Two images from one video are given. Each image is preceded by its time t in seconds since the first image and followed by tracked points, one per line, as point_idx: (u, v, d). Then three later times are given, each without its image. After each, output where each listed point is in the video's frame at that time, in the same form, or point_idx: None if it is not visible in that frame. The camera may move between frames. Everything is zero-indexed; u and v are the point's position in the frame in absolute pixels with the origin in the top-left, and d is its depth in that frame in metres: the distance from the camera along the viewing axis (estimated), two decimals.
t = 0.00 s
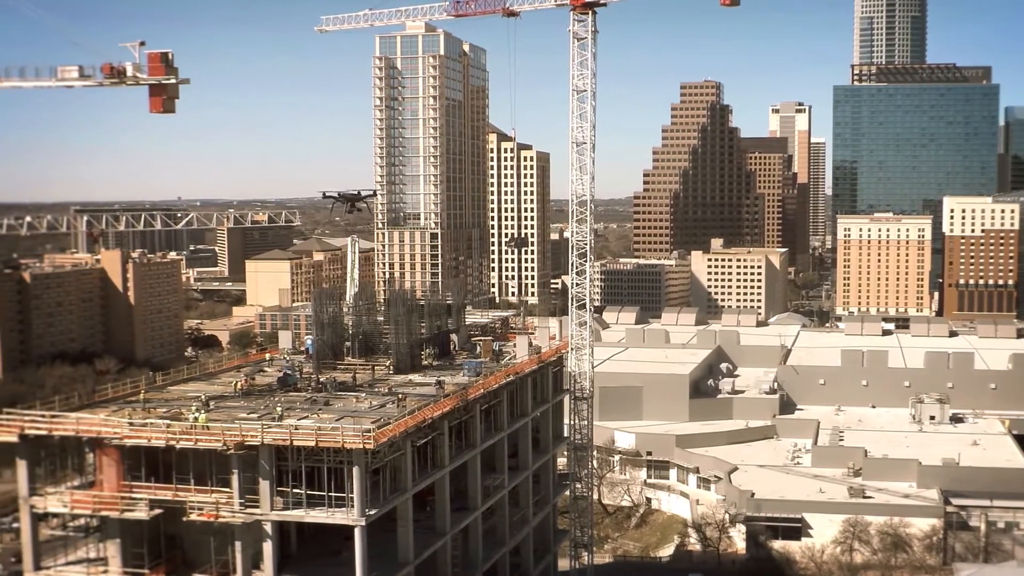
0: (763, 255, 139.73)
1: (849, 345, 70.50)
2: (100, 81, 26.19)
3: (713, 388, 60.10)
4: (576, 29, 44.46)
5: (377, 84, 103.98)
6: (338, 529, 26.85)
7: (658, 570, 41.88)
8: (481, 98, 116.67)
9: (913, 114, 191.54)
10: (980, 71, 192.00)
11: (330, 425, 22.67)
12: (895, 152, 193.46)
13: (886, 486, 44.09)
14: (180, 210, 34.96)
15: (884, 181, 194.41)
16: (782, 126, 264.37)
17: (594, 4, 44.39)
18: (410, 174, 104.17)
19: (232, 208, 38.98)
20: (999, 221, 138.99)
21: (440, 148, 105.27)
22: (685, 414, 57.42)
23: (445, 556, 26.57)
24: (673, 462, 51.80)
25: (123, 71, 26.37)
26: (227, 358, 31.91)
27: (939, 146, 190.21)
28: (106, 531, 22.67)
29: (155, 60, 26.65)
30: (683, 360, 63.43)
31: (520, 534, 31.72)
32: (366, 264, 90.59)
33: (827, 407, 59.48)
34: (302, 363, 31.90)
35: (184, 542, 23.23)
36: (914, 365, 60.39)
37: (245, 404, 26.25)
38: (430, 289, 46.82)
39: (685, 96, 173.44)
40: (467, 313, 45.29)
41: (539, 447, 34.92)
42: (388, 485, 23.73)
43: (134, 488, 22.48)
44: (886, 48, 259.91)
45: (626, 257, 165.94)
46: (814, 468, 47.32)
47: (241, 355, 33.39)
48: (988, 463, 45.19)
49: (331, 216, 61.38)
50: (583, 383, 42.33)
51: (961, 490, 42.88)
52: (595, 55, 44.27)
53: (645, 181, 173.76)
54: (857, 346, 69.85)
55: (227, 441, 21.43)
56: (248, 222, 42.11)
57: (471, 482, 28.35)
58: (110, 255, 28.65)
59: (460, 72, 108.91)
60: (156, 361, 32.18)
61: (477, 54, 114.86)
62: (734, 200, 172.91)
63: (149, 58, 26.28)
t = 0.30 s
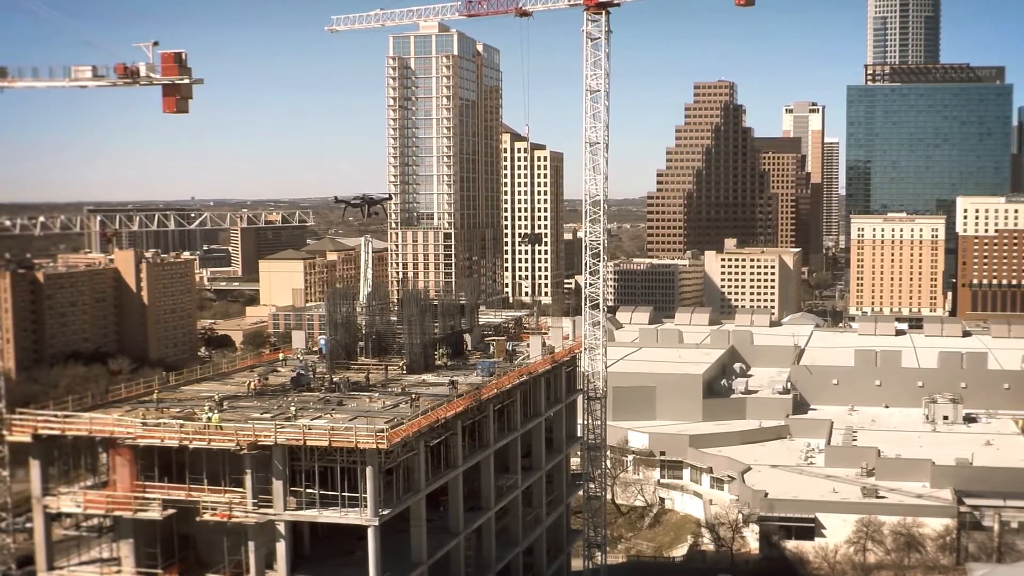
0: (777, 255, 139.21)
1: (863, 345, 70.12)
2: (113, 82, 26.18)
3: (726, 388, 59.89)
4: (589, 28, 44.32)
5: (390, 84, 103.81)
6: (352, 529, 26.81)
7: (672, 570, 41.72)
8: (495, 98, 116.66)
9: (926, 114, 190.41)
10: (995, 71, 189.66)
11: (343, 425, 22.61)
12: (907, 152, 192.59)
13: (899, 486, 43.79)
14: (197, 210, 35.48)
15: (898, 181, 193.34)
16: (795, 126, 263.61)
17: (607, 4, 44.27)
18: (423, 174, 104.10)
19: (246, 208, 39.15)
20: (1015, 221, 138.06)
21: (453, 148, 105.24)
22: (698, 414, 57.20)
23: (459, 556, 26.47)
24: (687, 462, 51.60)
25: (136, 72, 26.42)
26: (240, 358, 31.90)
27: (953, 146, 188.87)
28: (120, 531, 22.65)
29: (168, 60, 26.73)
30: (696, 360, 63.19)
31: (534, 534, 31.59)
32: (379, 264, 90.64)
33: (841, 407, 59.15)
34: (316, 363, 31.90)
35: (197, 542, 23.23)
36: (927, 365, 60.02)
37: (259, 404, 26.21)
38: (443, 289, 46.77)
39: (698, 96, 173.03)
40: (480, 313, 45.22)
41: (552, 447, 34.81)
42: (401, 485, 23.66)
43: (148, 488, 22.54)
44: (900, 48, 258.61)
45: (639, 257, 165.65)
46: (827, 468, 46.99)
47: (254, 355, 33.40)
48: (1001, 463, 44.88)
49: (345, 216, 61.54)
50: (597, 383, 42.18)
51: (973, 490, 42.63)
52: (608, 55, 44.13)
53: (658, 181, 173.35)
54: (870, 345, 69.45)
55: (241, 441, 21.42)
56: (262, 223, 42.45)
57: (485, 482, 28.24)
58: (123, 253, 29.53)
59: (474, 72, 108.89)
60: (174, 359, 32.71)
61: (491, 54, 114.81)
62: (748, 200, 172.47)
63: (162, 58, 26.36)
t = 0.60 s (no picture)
0: (791, 255, 138.70)
1: (876, 345, 69.75)
2: (127, 81, 26.25)
3: (740, 388, 59.68)
4: (603, 28, 44.13)
5: (404, 84, 103.82)
6: (365, 529, 26.78)
7: (686, 570, 41.57)
8: (508, 98, 116.64)
9: (938, 114, 189.47)
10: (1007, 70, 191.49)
11: (357, 425, 22.56)
12: (921, 152, 191.27)
13: (914, 486, 43.45)
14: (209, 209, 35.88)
15: (912, 181, 192.21)
16: (809, 126, 262.75)
17: (621, 4, 44.01)
18: (436, 174, 104.18)
19: (259, 209, 39.42)
20: None
21: (466, 148, 105.28)
22: (712, 414, 57.01)
23: (472, 556, 26.39)
24: (700, 462, 51.39)
25: (150, 72, 26.54)
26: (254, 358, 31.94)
27: (966, 146, 187.89)
28: (134, 531, 22.67)
29: (182, 61, 26.99)
30: (710, 360, 62.97)
31: (547, 534, 31.49)
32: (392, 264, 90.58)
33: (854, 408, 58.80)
34: (329, 363, 31.91)
35: (210, 542, 23.16)
36: (941, 365, 59.65)
37: (272, 405, 26.20)
38: (456, 289, 46.69)
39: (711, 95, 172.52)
40: (494, 313, 45.13)
41: (565, 447, 34.72)
42: (414, 486, 23.58)
43: (160, 488, 22.45)
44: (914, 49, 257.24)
45: (653, 257, 165.31)
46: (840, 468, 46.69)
47: (268, 355, 33.43)
48: (1015, 463, 44.57)
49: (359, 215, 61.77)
50: (610, 382, 42.00)
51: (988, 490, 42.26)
52: (622, 55, 43.96)
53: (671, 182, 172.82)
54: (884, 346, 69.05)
55: (254, 441, 21.37)
56: (275, 223, 42.72)
57: (498, 481, 28.18)
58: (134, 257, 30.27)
59: (487, 72, 108.91)
60: (188, 359, 33.20)
61: (504, 54, 114.75)
62: (761, 200, 171.95)
63: (176, 58, 26.53)
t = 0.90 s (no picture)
0: (804, 255, 138.19)
1: (890, 345, 69.36)
2: (140, 81, 26.31)
3: (753, 388, 59.45)
4: (617, 29, 43.97)
5: (418, 84, 103.78)
6: (378, 529, 26.74)
7: (700, 570, 41.39)
8: (522, 98, 116.59)
9: (952, 114, 187.59)
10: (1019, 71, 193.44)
11: (370, 425, 22.49)
12: (935, 152, 189.84)
13: (928, 486, 43.15)
14: (225, 210, 36.05)
15: (925, 181, 190.49)
16: (822, 126, 261.52)
17: (635, 4, 43.81)
18: (450, 174, 104.19)
19: (273, 209, 39.72)
20: None
21: (480, 148, 105.23)
22: (725, 414, 56.77)
23: (485, 556, 26.32)
24: (713, 461, 51.22)
25: (164, 72, 26.66)
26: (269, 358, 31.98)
27: (980, 146, 187.24)
28: (147, 530, 22.69)
29: (195, 61, 27.11)
30: (723, 360, 62.71)
31: (560, 534, 31.38)
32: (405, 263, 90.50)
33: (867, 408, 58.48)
34: (342, 363, 31.84)
35: (223, 542, 23.12)
36: (954, 365, 59.28)
37: (286, 405, 26.17)
38: (469, 289, 46.63)
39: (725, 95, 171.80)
40: (507, 313, 45.04)
41: (579, 447, 34.61)
42: (427, 486, 23.53)
43: (174, 488, 22.45)
44: (927, 49, 255.92)
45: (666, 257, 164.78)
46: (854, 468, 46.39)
47: (281, 355, 33.40)
48: None
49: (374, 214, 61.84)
50: (623, 383, 41.86)
51: (1003, 490, 41.90)
52: (636, 55, 43.80)
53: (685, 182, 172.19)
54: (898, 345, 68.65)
55: (267, 440, 21.33)
56: (288, 223, 43.07)
57: (511, 481, 28.11)
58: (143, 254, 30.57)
59: (501, 72, 108.87)
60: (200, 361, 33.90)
61: (518, 54, 114.67)
62: (775, 200, 171.36)
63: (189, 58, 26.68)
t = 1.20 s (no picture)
0: (818, 255, 137.52)
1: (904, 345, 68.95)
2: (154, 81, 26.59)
3: (767, 388, 59.22)
4: (629, 29, 43.79)
5: (430, 84, 103.55)
6: (391, 529, 26.70)
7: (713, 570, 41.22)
8: (535, 98, 116.43)
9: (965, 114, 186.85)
10: None
11: (383, 425, 22.43)
12: (948, 152, 188.72)
13: (940, 486, 42.91)
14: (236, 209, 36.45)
15: (938, 182, 189.71)
16: (836, 126, 260.30)
17: (647, 4, 43.60)
18: (463, 174, 104.30)
19: (286, 209, 40.07)
20: None
21: (493, 148, 105.19)
22: (739, 414, 56.56)
23: (499, 556, 26.24)
24: (727, 461, 51.06)
25: (177, 72, 26.94)
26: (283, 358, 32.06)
27: (992, 146, 185.60)
28: (160, 530, 22.71)
29: (208, 62, 27.58)
30: (737, 360, 62.45)
31: (574, 534, 31.29)
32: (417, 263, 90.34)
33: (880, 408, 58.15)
34: (356, 363, 31.80)
35: (237, 542, 23.10)
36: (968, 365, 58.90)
37: (298, 404, 26.15)
38: (481, 289, 46.56)
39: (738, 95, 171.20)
40: (519, 313, 44.94)
41: (592, 447, 34.48)
42: (441, 485, 23.46)
43: (187, 488, 22.42)
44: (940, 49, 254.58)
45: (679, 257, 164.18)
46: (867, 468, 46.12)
47: (295, 355, 33.41)
48: None
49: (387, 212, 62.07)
50: (637, 383, 41.72)
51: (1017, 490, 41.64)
52: (649, 55, 43.63)
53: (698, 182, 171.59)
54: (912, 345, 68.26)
55: (280, 440, 21.30)
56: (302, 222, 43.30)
57: (525, 481, 28.02)
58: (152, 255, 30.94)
59: (514, 72, 108.78)
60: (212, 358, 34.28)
61: (531, 54, 114.50)
62: (788, 200, 170.73)
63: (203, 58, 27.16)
